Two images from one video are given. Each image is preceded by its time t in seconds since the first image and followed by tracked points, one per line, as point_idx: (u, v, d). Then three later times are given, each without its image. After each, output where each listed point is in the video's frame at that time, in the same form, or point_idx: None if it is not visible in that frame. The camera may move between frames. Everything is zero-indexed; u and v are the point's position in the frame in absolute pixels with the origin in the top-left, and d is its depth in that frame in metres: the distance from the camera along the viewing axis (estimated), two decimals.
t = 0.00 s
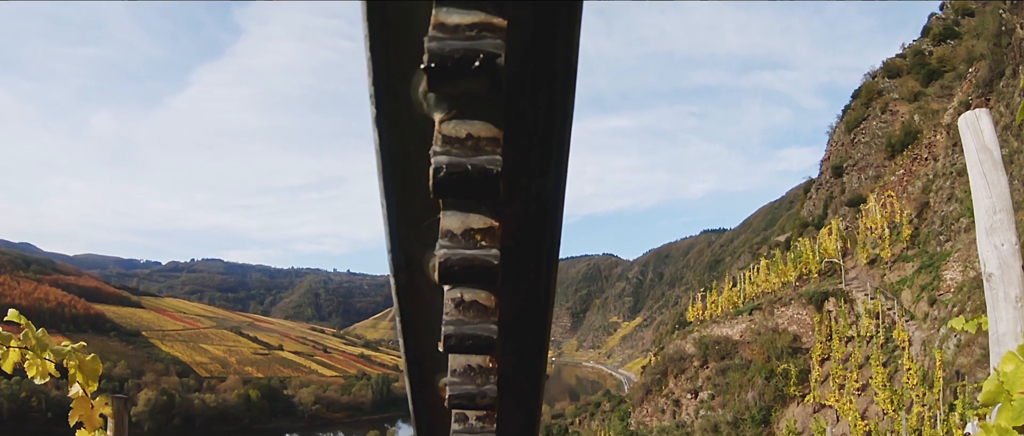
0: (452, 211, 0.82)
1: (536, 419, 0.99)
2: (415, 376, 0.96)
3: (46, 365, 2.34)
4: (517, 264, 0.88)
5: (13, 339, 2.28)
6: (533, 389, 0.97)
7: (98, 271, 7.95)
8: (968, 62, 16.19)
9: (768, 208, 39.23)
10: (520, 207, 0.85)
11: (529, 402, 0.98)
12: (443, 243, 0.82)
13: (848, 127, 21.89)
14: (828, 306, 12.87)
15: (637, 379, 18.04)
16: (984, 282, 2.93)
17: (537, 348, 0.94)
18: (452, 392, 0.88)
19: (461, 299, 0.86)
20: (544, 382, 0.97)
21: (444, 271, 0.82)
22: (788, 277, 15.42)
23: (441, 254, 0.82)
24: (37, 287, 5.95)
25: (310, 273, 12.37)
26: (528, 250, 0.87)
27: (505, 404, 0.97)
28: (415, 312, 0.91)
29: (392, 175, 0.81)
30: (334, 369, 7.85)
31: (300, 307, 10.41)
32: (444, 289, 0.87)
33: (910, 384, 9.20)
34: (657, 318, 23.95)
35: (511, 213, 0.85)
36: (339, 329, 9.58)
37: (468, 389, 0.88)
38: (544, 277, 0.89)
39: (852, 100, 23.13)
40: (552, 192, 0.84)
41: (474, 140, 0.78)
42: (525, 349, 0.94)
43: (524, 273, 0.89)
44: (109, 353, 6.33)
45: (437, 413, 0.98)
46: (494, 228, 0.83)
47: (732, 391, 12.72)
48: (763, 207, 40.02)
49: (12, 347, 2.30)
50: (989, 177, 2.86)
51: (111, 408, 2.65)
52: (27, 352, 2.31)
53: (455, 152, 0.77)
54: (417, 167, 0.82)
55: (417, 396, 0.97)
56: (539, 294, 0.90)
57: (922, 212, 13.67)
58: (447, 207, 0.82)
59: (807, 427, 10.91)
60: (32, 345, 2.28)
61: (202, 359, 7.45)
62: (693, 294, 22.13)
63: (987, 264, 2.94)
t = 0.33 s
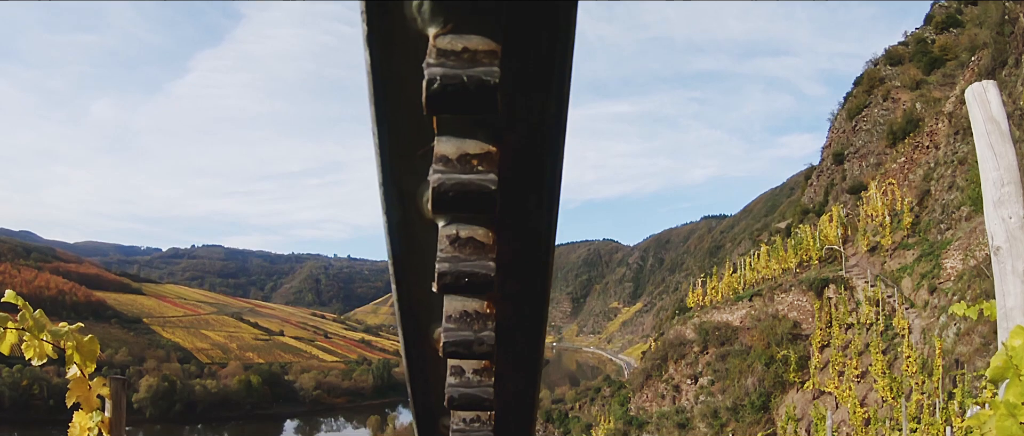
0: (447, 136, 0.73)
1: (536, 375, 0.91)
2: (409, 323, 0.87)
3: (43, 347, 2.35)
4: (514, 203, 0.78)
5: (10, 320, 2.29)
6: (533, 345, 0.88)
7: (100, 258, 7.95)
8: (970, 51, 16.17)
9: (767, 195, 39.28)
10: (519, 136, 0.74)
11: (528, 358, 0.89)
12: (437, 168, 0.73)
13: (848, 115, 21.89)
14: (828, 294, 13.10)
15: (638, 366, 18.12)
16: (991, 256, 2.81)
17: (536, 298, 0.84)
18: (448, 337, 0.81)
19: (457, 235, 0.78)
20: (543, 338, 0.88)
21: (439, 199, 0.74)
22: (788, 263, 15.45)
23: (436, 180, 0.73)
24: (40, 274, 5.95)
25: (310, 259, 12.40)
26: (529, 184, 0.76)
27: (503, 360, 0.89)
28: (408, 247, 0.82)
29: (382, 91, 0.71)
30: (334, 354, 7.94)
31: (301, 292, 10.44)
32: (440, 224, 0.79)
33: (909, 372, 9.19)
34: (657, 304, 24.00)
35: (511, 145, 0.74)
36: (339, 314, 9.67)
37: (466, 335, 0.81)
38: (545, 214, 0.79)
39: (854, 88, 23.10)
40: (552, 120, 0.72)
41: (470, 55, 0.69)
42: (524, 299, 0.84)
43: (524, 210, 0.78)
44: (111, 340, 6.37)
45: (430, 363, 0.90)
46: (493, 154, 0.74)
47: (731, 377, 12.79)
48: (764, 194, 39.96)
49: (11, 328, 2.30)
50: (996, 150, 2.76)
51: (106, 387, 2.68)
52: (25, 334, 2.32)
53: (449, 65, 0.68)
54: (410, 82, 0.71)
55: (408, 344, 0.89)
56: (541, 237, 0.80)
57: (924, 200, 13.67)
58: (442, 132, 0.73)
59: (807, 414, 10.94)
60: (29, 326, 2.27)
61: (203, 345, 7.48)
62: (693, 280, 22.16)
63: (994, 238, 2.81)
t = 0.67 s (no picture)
0: (435, 51, 0.69)
1: (534, 329, 0.85)
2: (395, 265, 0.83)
3: (39, 326, 2.37)
4: (507, 126, 0.71)
5: (7, 300, 2.30)
6: (531, 294, 0.82)
7: (100, 245, 7.95)
8: (973, 39, 16.11)
9: (768, 181, 39.26)
10: (511, 52, 0.68)
11: (525, 307, 0.83)
12: (424, 80, 0.69)
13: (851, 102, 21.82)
14: (828, 280, 13.13)
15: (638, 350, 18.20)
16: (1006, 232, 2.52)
17: (533, 236, 0.78)
18: (436, 275, 0.78)
19: (445, 160, 0.73)
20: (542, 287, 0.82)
21: (424, 112, 0.69)
22: (788, 249, 15.46)
23: (421, 92, 0.69)
24: (39, 261, 5.99)
25: (310, 243, 12.36)
26: (521, 106, 0.70)
27: (499, 309, 0.83)
28: (394, 182, 0.79)
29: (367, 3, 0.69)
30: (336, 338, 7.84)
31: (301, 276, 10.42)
32: (427, 149, 0.75)
33: (907, 360, 9.23)
34: (656, 289, 24.09)
35: (503, 64, 0.68)
36: (340, 298, 9.70)
37: (457, 270, 0.77)
38: (543, 142, 0.72)
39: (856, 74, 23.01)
40: (553, 43, 0.66)
41: None
42: (521, 239, 0.78)
43: (519, 139, 0.72)
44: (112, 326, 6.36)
45: (423, 313, 0.87)
46: (485, 70, 0.69)
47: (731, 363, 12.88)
48: (764, 180, 39.94)
49: (8, 308, 2.32)
50: (1001, 121, 2.13)
51: (103, 367, 2.65)
52: (22, 314, 2.34)
53: None
54: (397, 9, 0.69)
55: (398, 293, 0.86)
56: (537, 171, 0.73)
57: (925, 188, 13.66)
58: (428, 46, 0.69)
59: (805, 400, 11.04)
60: (25, 305, 2.31)
61: (204, 330, 7.39)
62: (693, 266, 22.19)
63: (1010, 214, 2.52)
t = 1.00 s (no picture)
0: None
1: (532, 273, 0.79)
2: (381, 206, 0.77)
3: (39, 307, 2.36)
4: (501, 44, 0.64)
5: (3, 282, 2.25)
6: (530, 231, 0.76)
7: (100, 233, 7.91)
8: (976, 27, 16.09)
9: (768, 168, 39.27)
10: None
11: (520, 244, 0.77)
12: None
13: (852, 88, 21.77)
14: (828, 266, 13.12)
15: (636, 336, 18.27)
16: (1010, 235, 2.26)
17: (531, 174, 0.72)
18: (426, 210, 0.72)
19: (437, 83, 0.67)
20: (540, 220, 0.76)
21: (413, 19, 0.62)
22: (788, 235, 15.44)
23: None
24: (39, 250, 5.96)
25: (310, 229, 12.31)
26: (518, 16, 0.62)
27: (492, 250, 0.78)
28: (384, 114, 0.72)
29: None
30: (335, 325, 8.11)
31: (302, 262, 10.43)
32: (418, 73, 0.68)
33: (907, 347, 9.23)
34: (656, 274, 24.16)
35: None
36: (340, 284, 9.76)
37: (449, 205, 0.71)
38: (542, 60, 0.64)
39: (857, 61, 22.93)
40: None
41: None
42: (518, 170, 0.72)
43: (515, 52, 0.64)
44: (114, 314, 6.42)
45: (411, 254, 0.81)
46: None
47: (731, 348, 12.93)
48: (764, 167, 39.94)
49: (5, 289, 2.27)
50: (1007, 91, 1.94)
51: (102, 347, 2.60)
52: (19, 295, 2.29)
53: None
54: None
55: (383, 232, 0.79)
56: (532, 90, 0.66)
57: (925, 176, 13.67)
58: None
59: (804, 386, 11.10)
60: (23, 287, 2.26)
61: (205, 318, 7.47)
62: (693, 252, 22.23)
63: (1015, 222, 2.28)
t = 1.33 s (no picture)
0: None
1: (532, 219, 0.81)
2: (381, 145, 0.79)
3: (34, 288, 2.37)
4: None
5: None
6: (526, 169, 0.76)
7: (101, 220, 7.93)
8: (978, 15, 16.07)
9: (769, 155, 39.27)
10: None
11: (525, 170, 0.77)
12: None
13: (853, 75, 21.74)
14: (828, 253, 13.17)
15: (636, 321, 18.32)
16: None
17: (528, 104, 0.72)
18: (424, 134, 0.73)
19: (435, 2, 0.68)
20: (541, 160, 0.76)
21: None
22: (789, 222, 15.38)
23: None
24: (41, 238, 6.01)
25: (310, 214, 12.24)
26: None
27: (493, 188, 0.79)
28: (382, 40, 0.73)
29: None
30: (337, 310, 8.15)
31: (302, 247, 10.46)
32: None
33: (907, 334, 9.23)
34: (656, 260, 24.19)
35: None
36: (341, 269, 9.82)
37: (447, 130, 0.73)
38: None
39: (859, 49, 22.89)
40: None
41: None
42: (517, 100, 0.72)
43: None
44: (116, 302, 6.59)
45: (410, 191, 0.83)
46: None
47: (730, 334, 12.96)
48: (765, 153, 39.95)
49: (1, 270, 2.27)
50: None
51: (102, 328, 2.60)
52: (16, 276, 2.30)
53: None
54: None
55: (384, 172, 0.81)
56: (531, 17, 0.66)
57: (926, 163, 13.70)
58: None
59: (803, 371, 11.14)
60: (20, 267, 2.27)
61: (206, 303, 7.51)
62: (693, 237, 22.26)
63: None
